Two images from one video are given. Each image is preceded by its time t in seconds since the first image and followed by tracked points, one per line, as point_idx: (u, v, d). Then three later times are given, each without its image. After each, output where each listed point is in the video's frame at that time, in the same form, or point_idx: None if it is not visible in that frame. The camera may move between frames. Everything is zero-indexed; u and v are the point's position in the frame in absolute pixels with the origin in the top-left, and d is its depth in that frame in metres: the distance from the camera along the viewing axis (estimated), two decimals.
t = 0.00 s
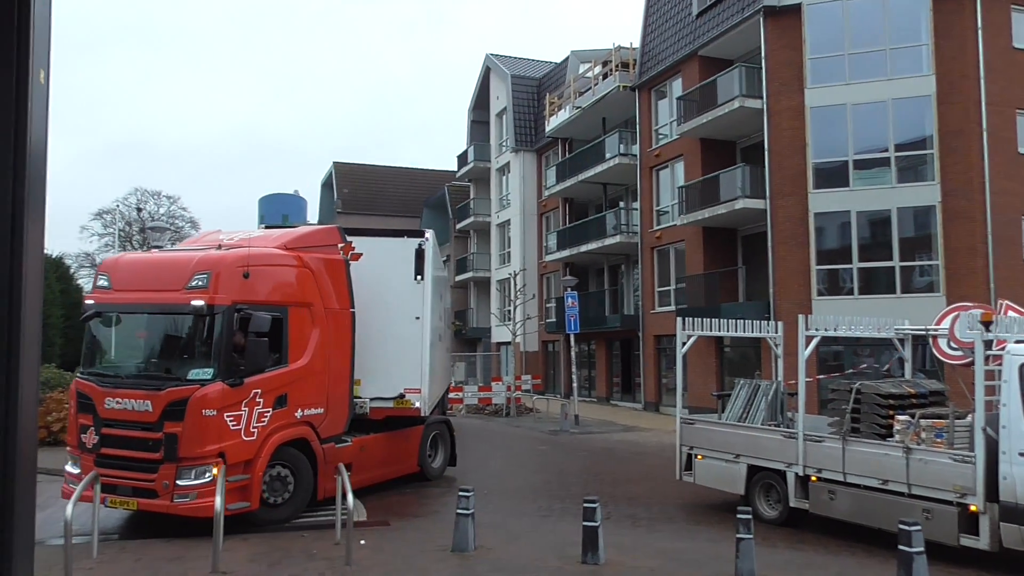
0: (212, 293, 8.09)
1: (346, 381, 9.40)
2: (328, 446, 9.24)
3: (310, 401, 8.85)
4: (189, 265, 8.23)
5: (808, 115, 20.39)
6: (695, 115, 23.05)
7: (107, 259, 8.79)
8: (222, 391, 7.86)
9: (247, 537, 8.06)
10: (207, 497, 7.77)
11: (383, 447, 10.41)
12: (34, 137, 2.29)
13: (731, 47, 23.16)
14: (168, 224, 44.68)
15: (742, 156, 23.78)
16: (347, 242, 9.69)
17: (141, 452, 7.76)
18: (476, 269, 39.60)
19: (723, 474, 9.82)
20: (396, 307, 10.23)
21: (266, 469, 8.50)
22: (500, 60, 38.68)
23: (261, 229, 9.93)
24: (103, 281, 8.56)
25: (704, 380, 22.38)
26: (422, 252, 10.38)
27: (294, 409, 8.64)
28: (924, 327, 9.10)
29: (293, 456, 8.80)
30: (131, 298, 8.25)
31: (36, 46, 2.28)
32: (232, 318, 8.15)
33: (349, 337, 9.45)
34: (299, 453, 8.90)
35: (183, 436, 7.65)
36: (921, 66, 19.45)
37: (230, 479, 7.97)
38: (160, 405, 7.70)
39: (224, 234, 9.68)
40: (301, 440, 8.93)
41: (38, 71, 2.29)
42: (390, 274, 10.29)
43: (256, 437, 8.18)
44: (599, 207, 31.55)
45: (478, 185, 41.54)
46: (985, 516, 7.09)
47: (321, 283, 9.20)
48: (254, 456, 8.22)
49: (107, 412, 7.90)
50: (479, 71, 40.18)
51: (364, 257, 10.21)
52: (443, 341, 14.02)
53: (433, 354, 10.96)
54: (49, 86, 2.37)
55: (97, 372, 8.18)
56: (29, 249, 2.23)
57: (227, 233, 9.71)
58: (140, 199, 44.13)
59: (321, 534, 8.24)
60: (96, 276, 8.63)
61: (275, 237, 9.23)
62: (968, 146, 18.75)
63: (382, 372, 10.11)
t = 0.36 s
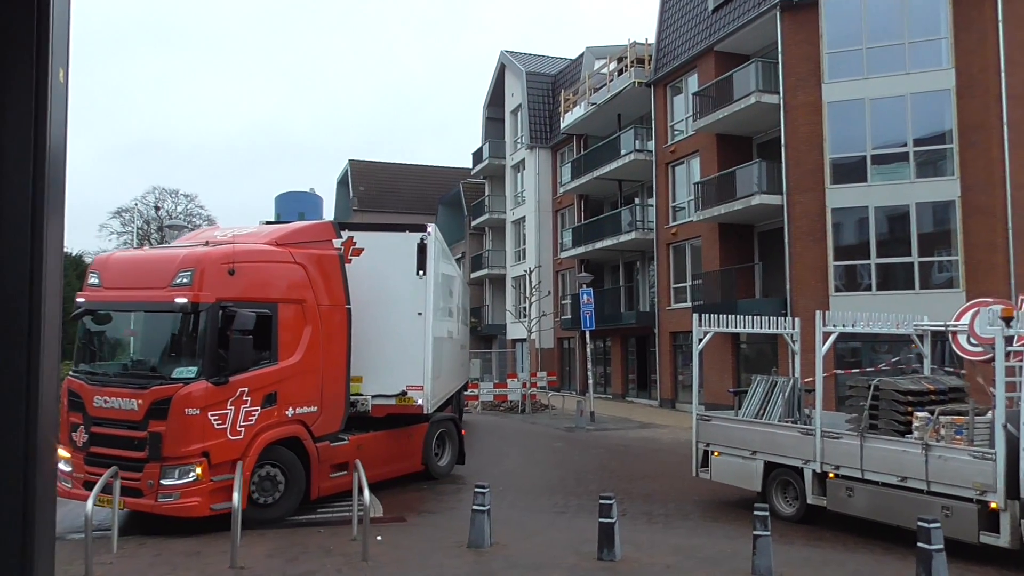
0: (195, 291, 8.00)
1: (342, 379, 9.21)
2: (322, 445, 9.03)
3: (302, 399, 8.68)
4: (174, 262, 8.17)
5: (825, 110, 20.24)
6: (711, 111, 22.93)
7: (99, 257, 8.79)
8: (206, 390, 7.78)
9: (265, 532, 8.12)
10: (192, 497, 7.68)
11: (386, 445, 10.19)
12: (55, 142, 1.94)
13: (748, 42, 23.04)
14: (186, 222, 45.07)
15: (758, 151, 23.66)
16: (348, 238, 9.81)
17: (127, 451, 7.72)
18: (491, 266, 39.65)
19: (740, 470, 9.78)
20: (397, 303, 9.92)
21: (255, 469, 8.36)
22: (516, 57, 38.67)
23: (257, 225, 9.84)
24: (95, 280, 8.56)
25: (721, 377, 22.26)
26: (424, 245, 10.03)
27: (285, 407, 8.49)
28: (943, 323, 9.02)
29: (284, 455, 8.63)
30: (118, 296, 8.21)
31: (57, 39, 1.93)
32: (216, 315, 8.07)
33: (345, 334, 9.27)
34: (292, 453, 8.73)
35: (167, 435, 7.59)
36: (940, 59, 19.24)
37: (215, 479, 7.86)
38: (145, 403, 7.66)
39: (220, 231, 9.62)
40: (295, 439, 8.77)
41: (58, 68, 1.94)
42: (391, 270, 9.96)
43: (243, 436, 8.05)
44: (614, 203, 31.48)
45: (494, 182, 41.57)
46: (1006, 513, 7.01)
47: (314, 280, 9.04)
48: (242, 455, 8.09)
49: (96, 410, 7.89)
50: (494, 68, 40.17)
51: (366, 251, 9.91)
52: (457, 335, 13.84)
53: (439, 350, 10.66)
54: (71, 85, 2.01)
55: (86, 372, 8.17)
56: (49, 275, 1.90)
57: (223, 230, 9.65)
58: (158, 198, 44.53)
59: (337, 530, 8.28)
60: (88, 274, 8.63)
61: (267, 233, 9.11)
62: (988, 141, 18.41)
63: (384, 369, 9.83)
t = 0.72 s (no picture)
0: (181, 288, 7.71)
1: (336, 377, 8.85)
2: (316, 443, 8.69)
3: (294, 398, 8.34)
4: (160, 258, 7.87)
5: (841, 104, 20.08)
6: (725, 106, 22.81)
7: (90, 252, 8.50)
8: (191, 388, 7.47)
9: (280, 528, 8.17)
10: (176, 496, 7.38)
11: (385, 443, 9.86)
12: (70, 138, 1.96)
13: (763, 36, 22.88)
14: (203, 220, 45.42)
15: (773, 146, 23.52)
16: (349, 233, 9.46)
17: (114, 449, 7.44)
18: (505, 262, 39.67)
19: (756, 466, 9.75)
20: (395, 300, 9.43)
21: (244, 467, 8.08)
22: (529, 53, 38.62)
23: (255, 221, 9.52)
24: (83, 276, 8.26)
25: (736, 373, 22.17)
26: (426, 241, 9.54)
27: (275, 405, 8.16)
28: (961, 319, 8.93)
29: (275, 451, 8.33)
30: (103, 293, 7.90)
31: (73, 37, 1.95)
32: (202, 313, 7.76)
33: (341, 331, 8.91)
34: (283, 452, 8.42)
35: (152, 432, 7.30)
36: (958, 51, 19.01)
37: (200, 478, 7.56)
38: (131, 401, 7.37)
39: (216, 228, 9.32)
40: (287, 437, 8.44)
41: (75, 66, 1.98)
42: (392, 263, 9.49)
43: (230, 434, 7.74)
44: (629, 199, 31.39)
45: (508, 178, 41.58)
46: None
47: (308, 275, 8.69)
48: (229, 453, 7.79)
49: (85, 407, 7.62)
50: (508, 65, 40.13)
51: (366, 245, 9.48)
52: (468, 332, 13.75)
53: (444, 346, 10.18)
54: (85, 82, 2.04)
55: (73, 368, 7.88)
56: (65, 269, 1.91)
57: (219, 227, 9.34)
58: (175, 196, 44.90)
59: (352, 525, 8.31)
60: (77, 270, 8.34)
61: (260, 228, 8.78)
62: (1007, 134, 18.22)
63: (384, 366, 9.40)
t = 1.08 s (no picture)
0: (154, 283, 7.66)
1: (319, 374, 8.80)
2: (298, 441, 8.63)
3: (273, 394, 8.29)
4: (134, 254, 7.83)
5: (842, 102, 20.06)
6: (726, 103, 22.79)
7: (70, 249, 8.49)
8: (164, 384, 7.42)
9: (281, 525, 8.18)
10: (150, 493, 7.32)
11: (371, 441, 9.73)
12: (71, 136, 1.96)
13: (764, 33, 22.87)
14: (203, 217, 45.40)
15: (774, 144, 23.51)
16: (337, 229, 9.36)
17: (89, 446, 7.38)
18: (506, 260, 39.67)
19: (756, 464, 9.75)
20: (384, 297, 9.35)
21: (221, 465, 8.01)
22: (530, 50, 38.58)
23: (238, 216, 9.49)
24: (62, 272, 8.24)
25: (736, 370, 22.17)
26: (414, 236, 9.45)
27: (253, 402, 8.11)
28: (962, 316, 8.93)
29: (254, 448, 8.27)
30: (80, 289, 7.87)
31: (73, 33, 1.95)
32: (175, 308, 7.71)
33: (323, 327, 8.85)
34: (263, 450, 8.36)
35: (125, 429, 7.24)
36: (959, 49, 19.00)
37: (174, 475, 7.51)
38: (105, 398, 7.31)
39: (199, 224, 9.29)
40: (267, 434, 8.39)
41: (74, 63, 1.97)
42: (380, 259, 9.39)
43: (206, 431, 7.69)
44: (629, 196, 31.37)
45: (508, 176, 41.56)
46: None
47: (289, 270, 8.63)
48: (205, 450, 7.74)
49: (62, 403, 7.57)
50: (508, 62, 40.10)
51: (355, 242, 9.38)
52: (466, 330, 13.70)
53: (434, 343, 10.09)
54: (86, 79, 2.04)
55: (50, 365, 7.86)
56: (65, 269, 1.91)
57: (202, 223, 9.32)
58: (175, 193, 44.89)
59: (352, 523, 8.33)
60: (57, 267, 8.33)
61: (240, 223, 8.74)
62: (1009, 131, 18.20)
63: (372, 363, 9.30)
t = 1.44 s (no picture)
0: (128, 281, 7.59)
1: (302, 373, 8.70)
2: (280, 443, 8.54)
3: (252, 393, 8.20)
4: (109, 252, 7.79)
5: (841, 104, 20.09)
6: (724, 106, 22.82)
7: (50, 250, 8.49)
8: (138, 383, 7.34)
9: (279, 528, 8.16)
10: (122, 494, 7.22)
11: (356, 444, 9.59)
12: (70, 137, 1.96)
13: (762, 36, 22.90)
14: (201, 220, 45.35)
15: (772, 146, 23.54)
16: (324, 229, 9.33)
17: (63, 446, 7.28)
18: (504, 262, 39.66)
19: (755, 466, 9.74)
20: (372, 298, 9.31)
21: (197, 466, 7.94)
22: (528, 53, 38.62)
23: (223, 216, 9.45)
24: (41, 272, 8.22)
25: (735, 373, 22.17)
26: (402, 236, 9.44)
27: (231, 401, 8.02)
28: (960, 319, 8.94)
29: (233, 450, 8.18)
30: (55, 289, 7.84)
31: (72, 33, 1.96)
32: (149, 306, 7.63)
33: (307, 326, 8.77)
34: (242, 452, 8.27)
35: (97, 429, 7.14)
36: (957, 52, 19.03)
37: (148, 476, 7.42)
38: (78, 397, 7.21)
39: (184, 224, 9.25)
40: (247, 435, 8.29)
41: (73, 65, 1.97)
42: (368, 260, 9.36)
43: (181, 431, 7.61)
44: (628, 198, 31.40)
45: (506, 179, 41.57)
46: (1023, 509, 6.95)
47: (270, 268, 8.55)
48: (180, 450, 7.66)
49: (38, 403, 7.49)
50: (506, 65, 40.11)
51: (342, 242, 9.37)
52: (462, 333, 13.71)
53: (424, 345, 10.05)
54: (86, 80, 2.04)
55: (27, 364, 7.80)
56: (65, 271, 1.91)
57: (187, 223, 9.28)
58: (173, 196, 44.85)
59: (351, 525, 8.31)
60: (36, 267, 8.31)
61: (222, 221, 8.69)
62: (1006, 133, 18.23)
63: (360, 365, 9.26)
